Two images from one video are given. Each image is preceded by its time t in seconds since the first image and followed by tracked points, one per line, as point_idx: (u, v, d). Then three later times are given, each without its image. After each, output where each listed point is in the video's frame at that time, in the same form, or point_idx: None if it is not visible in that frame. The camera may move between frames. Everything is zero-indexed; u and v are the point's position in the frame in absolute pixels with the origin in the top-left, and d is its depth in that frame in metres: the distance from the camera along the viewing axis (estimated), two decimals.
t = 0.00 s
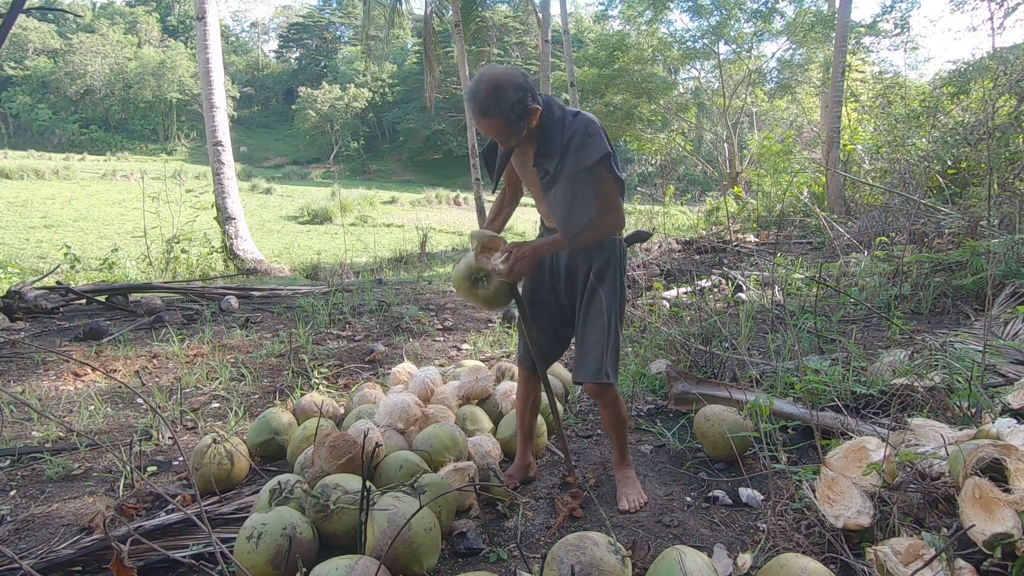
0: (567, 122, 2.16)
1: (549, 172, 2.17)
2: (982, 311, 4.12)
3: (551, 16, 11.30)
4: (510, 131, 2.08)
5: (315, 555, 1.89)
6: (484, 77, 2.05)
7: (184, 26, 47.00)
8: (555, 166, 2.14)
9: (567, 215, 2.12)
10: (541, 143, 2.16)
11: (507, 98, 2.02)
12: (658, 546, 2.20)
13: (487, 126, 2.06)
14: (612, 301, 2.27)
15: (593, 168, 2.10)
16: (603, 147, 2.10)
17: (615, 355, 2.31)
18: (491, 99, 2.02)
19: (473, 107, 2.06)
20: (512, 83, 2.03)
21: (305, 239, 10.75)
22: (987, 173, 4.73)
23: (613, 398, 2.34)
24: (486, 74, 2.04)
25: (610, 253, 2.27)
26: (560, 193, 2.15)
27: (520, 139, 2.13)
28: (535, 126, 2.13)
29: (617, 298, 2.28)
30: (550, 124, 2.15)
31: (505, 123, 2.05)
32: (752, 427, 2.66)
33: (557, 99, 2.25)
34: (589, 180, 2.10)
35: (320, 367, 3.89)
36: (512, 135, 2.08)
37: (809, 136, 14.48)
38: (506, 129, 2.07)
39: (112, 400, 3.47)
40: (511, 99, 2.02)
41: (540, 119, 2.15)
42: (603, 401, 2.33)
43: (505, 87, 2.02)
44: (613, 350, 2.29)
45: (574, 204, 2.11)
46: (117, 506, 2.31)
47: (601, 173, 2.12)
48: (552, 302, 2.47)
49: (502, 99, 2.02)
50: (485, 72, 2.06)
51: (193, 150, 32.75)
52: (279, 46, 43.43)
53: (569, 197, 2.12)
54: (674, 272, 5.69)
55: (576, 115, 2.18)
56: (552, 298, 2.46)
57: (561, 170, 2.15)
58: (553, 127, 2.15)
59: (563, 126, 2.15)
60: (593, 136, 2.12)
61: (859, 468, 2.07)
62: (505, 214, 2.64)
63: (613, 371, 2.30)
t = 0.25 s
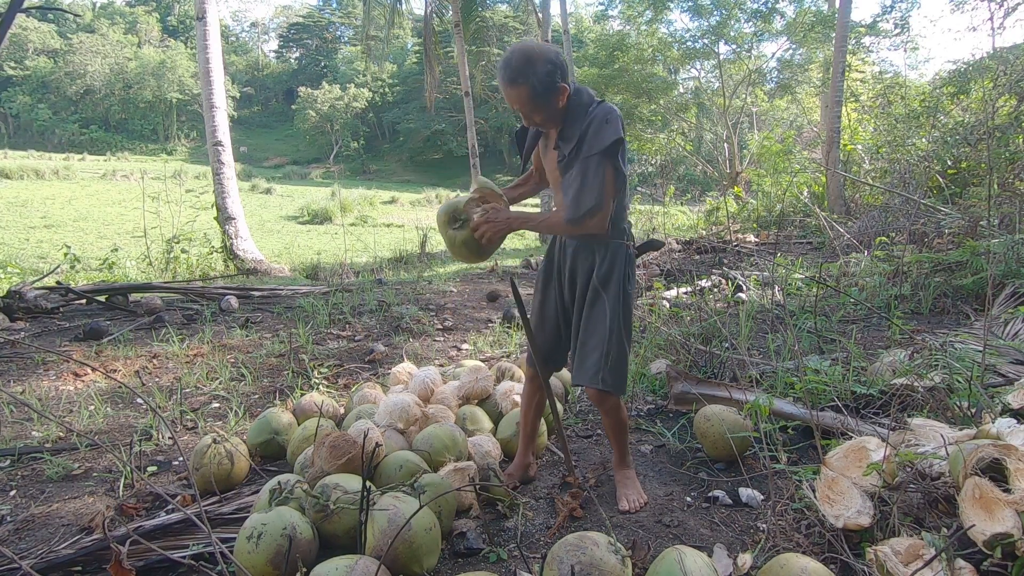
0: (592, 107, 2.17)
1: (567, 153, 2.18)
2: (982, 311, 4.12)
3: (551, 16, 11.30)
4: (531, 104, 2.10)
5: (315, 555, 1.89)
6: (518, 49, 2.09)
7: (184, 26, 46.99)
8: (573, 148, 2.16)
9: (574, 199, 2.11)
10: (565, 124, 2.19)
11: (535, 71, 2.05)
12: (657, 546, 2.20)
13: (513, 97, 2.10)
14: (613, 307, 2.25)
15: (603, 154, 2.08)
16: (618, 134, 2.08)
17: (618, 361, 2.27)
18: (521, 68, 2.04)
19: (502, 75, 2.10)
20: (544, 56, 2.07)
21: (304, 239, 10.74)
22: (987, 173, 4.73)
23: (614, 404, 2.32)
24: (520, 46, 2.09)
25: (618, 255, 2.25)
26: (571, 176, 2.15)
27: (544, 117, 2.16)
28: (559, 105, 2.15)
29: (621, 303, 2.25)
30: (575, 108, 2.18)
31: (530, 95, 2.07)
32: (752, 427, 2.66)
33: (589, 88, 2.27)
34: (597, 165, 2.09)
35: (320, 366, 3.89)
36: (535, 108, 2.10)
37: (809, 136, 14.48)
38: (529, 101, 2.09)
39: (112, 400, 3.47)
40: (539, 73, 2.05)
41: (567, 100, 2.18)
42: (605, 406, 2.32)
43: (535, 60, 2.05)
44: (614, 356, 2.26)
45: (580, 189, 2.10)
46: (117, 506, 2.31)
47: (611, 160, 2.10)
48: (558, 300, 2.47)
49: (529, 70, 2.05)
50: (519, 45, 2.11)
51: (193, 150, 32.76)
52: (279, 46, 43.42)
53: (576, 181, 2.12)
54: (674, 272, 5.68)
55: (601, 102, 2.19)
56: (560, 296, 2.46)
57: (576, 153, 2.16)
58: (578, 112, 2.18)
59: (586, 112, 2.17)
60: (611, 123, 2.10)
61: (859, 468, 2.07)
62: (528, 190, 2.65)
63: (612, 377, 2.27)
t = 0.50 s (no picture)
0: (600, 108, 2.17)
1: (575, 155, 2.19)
2: (982, 311, 4.12)
3: (551, 16, 11.30)
4: (538, 103, 2.12)
5: (315, 555, 1.89)
6: (526, 49, 2.12)
7: (184, 26, 46.99)
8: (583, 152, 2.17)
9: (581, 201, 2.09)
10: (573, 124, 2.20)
11: (540, 71, 2.07)
12: (658, 546, 2.20)
13: (521, 96, 2.12)
14: (622, 311, 2.24)
15: (610, 157, 2.08)
16: (624, 137, 2.08)
17: (626, 368, 2.26)
18: (528, 67, 2.07)
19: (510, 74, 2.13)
20: (552, 57, 2.09)
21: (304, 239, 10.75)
22: (987, 173, 4.73)
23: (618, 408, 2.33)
24: (529, 46, 2.11)
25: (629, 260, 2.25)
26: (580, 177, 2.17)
27: (552, 116, 2.17)
28: (566, 106, 2.17)
29: (630, 308, 2.24)
30: (583, 110, 2.19)
31: (536, 94, 2.10)
32: (752, 427, 2.65)
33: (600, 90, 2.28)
34: (605, 168, 2.09)
35: (320, 367, 3.89)
36: (542, 107, 2.13)
37: (809, 136, 14.47)
38: (536, 101, 2.12)
39: (112, 400, 3.47)
40: (546, 72, 2.07)
41: (576, 101, 2.19)
42: (609, 410, 2.33)
43: (543, 59, 2.08)
44: (622, 362, 2.24)
45: (589, 190, 2.09)
46: (117, 506, 2.31)
47: (619, 163, 2.09)
48: (567, 301, 2.46)
49: (536, 69, 2.07)
50: (527, 45, 2.13)
51: (193, 150, 32.76)
52: (279, 46, 43.43)
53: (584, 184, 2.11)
54: (674, 272, 5.69)
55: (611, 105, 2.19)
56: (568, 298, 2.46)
57: (585, 155, 2.17)
58: (586, 114, 2.19)
59: (594, 114, 2.18)
60: (619, 126, 2.11)
61: (859, 468, 2.07)
62: (543, 197, 2.64)
63: (620, 383, 2.25)
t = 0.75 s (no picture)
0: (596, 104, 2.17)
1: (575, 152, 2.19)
2: (982, 311, 4.12)
3: (551, 16, 11.30)
4: (535, 98, 2.12)
5: (315, 555, 1.89)
6: (523, 43, 2.12)
7: (184, 26, 46.99)
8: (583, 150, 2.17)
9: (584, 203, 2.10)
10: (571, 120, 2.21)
11: (535, 64, 2.07)
12: (658, 546, 2.20)
13: (518, 91, 2.12)
14: (625, 313, 2.24)
15: (609, 155, 2.09)
16: (620, 133, 2.07)
17: (629, 370, 2.26)
18: (524, 60, 2.07)
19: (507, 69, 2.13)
20: (548, 51, 2.09)
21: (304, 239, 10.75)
22: (987, 173, 4.73)
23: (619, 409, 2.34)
24: (525, 39, 2.12)
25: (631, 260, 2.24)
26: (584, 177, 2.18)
27: (549, 111, 2.17)
28: (563, 102, 2.18)
29: (632, 309, 2.24)
30: (580, 106, 2.20)
31: (533, 89, 2.10)
32: (752, 427, 2.65)
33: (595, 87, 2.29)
34: (605, 166, 2.09)
35: (320, 367, 3.89)
36: (537, 100, 2.12)
37: (809, 136, 14.48)
38: (534, 97, 2.12)
39: (112, 400, 3.47)
40: (540, 65, 2.07)
41: (571, 96, 2.19)
42: (610, 411, 2.34)
43: (539, 54, 2.08)
44: (625, 364, 2.25)
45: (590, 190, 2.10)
46: (117, 506, 2.31)
47: (617, 161, 2.09)
48: (568, 302, 2.46)
49: (533, 63, 2.07)
50: (523, 39, 2.13)
51: (193, 150, 32.77)
52: (279, 46, 43.43)
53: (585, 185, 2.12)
54: (674, 272, 5.69)
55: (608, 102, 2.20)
56: (570, 298, 2.46)
57: (584, 152, 2.17)
58: (583, 110, 2.19)
59: (591, 110, 2.19)
60: (615, 122, 2.11)
61: (858, 468, 2.07)
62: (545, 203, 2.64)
63: (623, 384, 2.26)
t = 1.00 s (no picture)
0: (583, 92, 2.20)
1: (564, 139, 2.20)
2: (982, 311, 4.12)
3: (551, 16, 11.30)
4: (527, 83, 2.14)
5: (315, 555, 1.89)
6: (513, 29, 2.15)
7: (184, 26, 46.99)
8: (572, 136, 2.18)
9: (586, 190, 2.12)
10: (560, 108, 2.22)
11: (526, 47, 2.09)
12: (658, 546, 2.20)
13: (508, 76, 2.13)
14: (618, 309, 2.24)
15: (600, 139, 2.11)
16: (611, 116, 2.11)
17: (622, 367, 2.27)
18: (515, 44, 2.09)
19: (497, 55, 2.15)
20: (538, 37, 2.12)
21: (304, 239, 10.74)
22: (987, 173, 4.73)
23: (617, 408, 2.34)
24: (515, 25, 2.15)
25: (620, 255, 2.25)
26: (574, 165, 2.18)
27: (538, 97, 2.19)
28: (552, 89, 2.20)
29: (624, 307, 2.25)
30: (567, 95, 2.23)
31: (524, 72, 2.12)
32: (752, 427, 2.66)
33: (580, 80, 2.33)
34: (597, 151, 2.11)
35: (320, 367, 3.89)
36: (527, 84, 2.14)
37: (809, 137, 14.48)
38: (526, 82, 2.13)
39: (112, 400, 3.47)
40: (531, 47, 2.09)
41: (558, 85, 2.22)
42: (606, 410, 2.33)
43: (529, 37, 2.10)
44: (618, 363, 2.25)
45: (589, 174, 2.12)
46: (117, 506, 2.31)
47: (610, 145, 2.12)
48: (561, 300, 2.46)
49: (524, 46, 2.09)
50: (512, 27, 2.16)
51: (193, 150, 32.77)
52: (279, 46, 43.43)
53: (582, 172, 2.14)
54: (674, 272, 5.69)
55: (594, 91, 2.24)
56: (562, 296, 2.46)
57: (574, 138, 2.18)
58: (570, 98, 2.22)
59: (578, 98, 2.22)
60: (603, 107, 2.14)
61: (859, 468, 2.07)
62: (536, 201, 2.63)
63: (617, 381, 2.26)
